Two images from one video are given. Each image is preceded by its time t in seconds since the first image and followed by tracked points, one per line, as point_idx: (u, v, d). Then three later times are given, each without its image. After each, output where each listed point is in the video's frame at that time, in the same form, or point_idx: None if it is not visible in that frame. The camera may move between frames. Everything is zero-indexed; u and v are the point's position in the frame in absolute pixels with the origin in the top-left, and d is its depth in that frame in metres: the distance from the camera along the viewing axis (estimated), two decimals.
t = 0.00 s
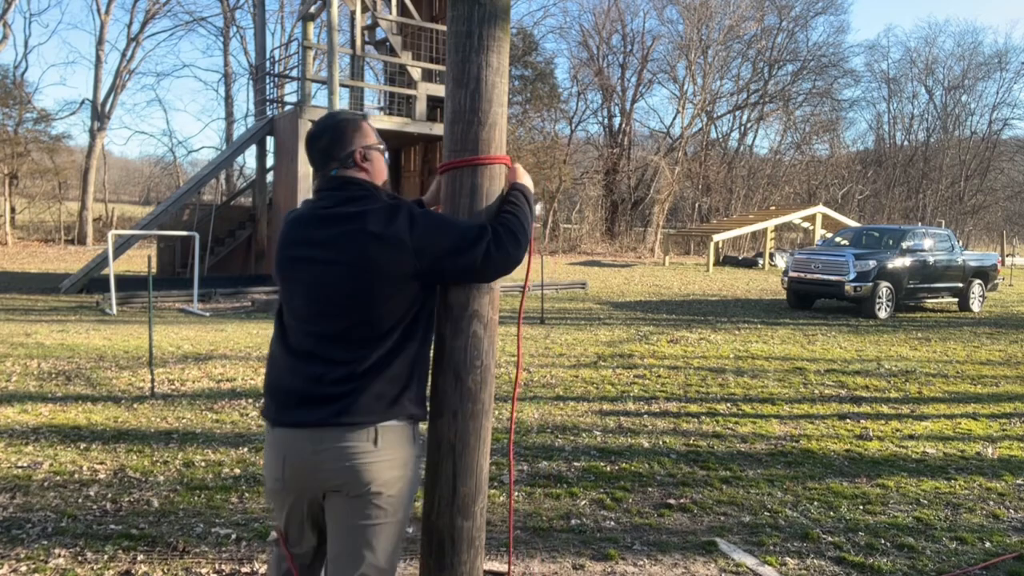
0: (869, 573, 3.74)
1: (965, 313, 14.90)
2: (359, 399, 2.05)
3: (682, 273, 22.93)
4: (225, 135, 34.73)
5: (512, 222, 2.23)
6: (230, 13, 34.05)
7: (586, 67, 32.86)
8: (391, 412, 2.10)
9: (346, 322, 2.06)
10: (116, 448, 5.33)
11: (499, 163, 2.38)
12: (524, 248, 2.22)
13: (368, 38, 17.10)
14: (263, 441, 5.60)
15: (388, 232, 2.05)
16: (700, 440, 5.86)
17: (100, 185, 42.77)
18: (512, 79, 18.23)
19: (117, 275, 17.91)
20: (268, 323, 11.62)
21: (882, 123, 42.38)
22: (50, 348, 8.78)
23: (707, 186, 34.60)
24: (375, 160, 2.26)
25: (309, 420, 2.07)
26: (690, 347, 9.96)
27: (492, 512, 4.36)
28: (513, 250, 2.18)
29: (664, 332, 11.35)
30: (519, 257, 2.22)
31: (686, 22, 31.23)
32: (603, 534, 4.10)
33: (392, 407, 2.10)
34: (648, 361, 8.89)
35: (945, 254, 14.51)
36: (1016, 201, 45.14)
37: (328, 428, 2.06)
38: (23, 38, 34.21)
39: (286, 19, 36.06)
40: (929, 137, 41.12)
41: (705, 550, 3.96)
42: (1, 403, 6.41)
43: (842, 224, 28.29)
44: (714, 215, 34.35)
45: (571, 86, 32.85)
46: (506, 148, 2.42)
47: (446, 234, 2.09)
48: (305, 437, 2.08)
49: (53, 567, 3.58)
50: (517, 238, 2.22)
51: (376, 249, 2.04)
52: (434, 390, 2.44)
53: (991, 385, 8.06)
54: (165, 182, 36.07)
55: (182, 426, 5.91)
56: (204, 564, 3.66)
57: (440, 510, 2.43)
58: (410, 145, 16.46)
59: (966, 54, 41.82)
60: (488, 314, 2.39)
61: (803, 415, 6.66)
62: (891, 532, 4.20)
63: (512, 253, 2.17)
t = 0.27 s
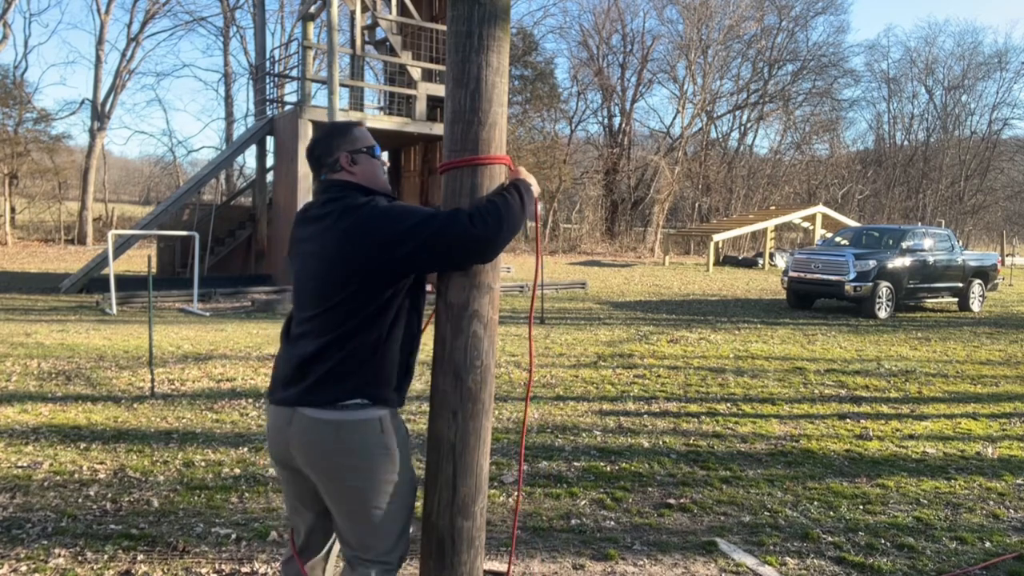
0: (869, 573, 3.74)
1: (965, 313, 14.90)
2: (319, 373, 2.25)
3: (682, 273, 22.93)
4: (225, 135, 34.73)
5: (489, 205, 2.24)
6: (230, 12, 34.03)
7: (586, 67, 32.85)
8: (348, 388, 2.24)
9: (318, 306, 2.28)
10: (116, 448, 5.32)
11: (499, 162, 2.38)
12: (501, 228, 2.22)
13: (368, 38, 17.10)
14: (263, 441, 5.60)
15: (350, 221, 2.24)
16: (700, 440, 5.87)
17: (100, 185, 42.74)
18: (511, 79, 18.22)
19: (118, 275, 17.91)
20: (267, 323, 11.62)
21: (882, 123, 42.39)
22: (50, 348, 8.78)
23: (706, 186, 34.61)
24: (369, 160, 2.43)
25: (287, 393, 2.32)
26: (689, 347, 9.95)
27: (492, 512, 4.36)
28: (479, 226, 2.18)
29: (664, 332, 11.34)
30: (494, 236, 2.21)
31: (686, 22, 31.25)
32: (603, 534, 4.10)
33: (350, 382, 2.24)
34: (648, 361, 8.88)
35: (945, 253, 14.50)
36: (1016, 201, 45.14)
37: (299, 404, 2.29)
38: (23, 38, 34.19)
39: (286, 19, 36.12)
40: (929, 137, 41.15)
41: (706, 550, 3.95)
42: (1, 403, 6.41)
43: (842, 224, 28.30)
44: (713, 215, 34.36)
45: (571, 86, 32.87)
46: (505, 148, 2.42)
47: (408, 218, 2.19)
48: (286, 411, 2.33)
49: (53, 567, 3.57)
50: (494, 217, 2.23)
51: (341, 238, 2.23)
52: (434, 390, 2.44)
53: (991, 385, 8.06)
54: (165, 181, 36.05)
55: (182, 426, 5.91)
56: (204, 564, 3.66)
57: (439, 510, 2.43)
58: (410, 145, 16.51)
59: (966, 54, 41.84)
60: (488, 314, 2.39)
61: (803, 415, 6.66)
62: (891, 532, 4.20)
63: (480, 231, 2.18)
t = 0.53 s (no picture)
0: (869, 573, 3.74)
1: (965, 313, 14.90)
2: (327, 363, 2.34)
3: (682, 273, 22.93)
4: (226, 135, 34.75)
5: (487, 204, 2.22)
6: (231, 12, 34.04)
7: (586, 67, 32.88)
8: (349, 378, 2.29)
9: (330, 299, 2.37)
10: (116, 448, 5.32)
11: (499, 163, 2.38)
12: (496, 226, 2.19)
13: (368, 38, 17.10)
14: (263, 440, 5.60)
15: (357, 219, 2.30)
16: (700, 440, 5.87)
17: (100, 184, 42.76)
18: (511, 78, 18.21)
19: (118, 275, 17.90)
20: (268, 323, 11.62)
21: (882, 122, 42.41)
22: (50, 348, 8.78)
23: (706, 186, 34.64)
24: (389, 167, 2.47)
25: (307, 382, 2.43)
26: (689, 346, 9.95)
27: (491, 512, 4.37)
28: (473, 226, 2.17)
29: (664, 332, 11.35)
30: (489, 235, 2.18)
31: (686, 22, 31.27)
32: (603, 534, 4.10)
33: (349, 374, 2.29)
34: (648, 361, 8.88)
35: (945, 253, 14.51)
36: (1016, 201, 45.15)
37: (311, 392, 2.40)
38: (24, 38, 34.20)
39: (287, 19, 36.16)
40: (929, 137, 41.17)
41: (706, 550, 3.96)
42: (1, 403, 6.41)
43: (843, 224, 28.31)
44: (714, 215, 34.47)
45: (571, 86, 32.90)
46: (505, 148, 2.42)
47: (407, 217, 2.22)
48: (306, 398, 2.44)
49: (52, 567, 3.57)
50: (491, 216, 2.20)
51: (348, 237, 2.30)
52: (435, 391, 2.43)
53: (991, 385, 8.05)
54: (165, 181, 36.05)
55: (182, 426, 5.91)
56: (204, 564, 3.66)
57: (439, 511, 2.43)
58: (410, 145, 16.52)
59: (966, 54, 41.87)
60: (488, 314, 2.40)
61: (803, 415, 6.66)
62: (891, 532, 4.20)
63: (472, 229, 2.16)
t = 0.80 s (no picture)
0: (869, 573, 3.74)
1: (965, 313, 14.90)
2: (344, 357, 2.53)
3: (682, 273, 22.92)
4: (226, 135, 34.74)
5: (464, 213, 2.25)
6: (230, 12, 34.04)
7: (586, 67, 32.87)
8: (354, 374, 2.48)
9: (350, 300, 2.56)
10: (116, 448, 5.32)
11: (500, 163, 2.38)
12: (470, 225, 2.22)
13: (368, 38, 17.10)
14: (263, 440, 5.59)
15: (362, 221, 2.43)
16: (700, 439, 5.86)
17: (100, 184, 42.75)
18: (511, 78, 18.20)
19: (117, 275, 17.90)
20: (267, 323, 11.61)
21: (882, 122, 42.41)
22: (50, 348, 8.77)
23: (707, 186, 34.63)
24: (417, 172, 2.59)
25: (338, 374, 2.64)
26: (690, 346, 9.94)
27: (491, 513, 4.37)
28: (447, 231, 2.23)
29: (664, 332, 11.33)
30: (460, 235, 2.21)
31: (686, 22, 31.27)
32: (603, 534, 4.10)
33: (355, 370, 2.47)
34: (648, 361, 8.87)
35: (945, 253, 14.51)
36: (1016, 201, 45.17)
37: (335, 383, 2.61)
38: (24, 38, 34.18)
39: (287, 19, 36.18)
40: (929, 137, 41.17)
41: (706, 549, 3.96)
42: (1, 404, 6.41)
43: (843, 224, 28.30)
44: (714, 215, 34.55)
45: (571, 86, 32.91)
46: (505, 148, 2.42)
47: (397, 219, 2.32)
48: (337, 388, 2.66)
49: (52, 567, 3.57)
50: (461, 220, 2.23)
51: (355, 239, 2.45)
52: (435, 391, 2.42)
53: (991, 385, 8.05)
54: (165, 181, 36.05)
55: (182, 426, 5.90)
56: (204, 564, 3.66)
57: (439, 510, 2.42)
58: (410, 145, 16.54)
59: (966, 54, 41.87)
60: (488, 314, 2.40)
61: (803, 415, 6.65)
62: (891, 532, 4.20)
63: (447, 230, 2.22)
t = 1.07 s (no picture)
0: (869, 573, 3.74)
1: (965, 313, 14.90)
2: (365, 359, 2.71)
3: (682, 273, 22.92)
4: (226, 135, 34.75)
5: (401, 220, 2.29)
6: (231, 12, 34.07)
7: (586, 67, 32.84)
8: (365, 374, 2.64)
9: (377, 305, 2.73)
10: (116, 448, 5.32)
11: (500, 163, 2.38)
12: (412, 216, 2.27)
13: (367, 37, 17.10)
14: (263, 440, 5.59)
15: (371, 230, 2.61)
16: (700, 439, 5.86)
17: (100, 184, 42.76)
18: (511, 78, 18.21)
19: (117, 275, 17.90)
20: (267, 323, 11.61)
21: (882, 122, 42.42)
22: (50, 348, 8.77)
23: (707, 186, 34.64)
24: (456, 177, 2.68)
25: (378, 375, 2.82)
26: (690, 346, 9.94)
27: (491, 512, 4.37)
28: (394, 234, 2.29)
29: (664, 332, 11.33)
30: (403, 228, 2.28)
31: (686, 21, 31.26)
32: (603, 534, 4.10)
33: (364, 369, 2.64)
34: (648, 361, 8.87)
35: (945, 253, 14.51)
36: (1016, 200, 45.20)
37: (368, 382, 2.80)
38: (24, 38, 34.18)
39: (287, 19, 36.18)
40: (929, 137, 41.20)
41: (706, 549, 3.96)
42: (1, 403, 6.40)
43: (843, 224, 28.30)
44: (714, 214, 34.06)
45: (571, 86, 32.94)
46: (505, 148, 2.43)
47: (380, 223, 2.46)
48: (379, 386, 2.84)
49: (52, 567, 3.57)
50: (393, 232, 2.28)
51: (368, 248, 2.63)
52: (435, 390, 2.43)
53: (991, 385, 8.05)
54: (165, 181, 36.07)
55: (182, 426, 5.90)
56: (204, 564, 3.66)
57: (439, 509, 2.43)
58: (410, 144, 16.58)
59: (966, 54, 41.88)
60: (488, 314, 2.40)
61: (803, 415, 6.65)
62: (891, 531, 4.20)
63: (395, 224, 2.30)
